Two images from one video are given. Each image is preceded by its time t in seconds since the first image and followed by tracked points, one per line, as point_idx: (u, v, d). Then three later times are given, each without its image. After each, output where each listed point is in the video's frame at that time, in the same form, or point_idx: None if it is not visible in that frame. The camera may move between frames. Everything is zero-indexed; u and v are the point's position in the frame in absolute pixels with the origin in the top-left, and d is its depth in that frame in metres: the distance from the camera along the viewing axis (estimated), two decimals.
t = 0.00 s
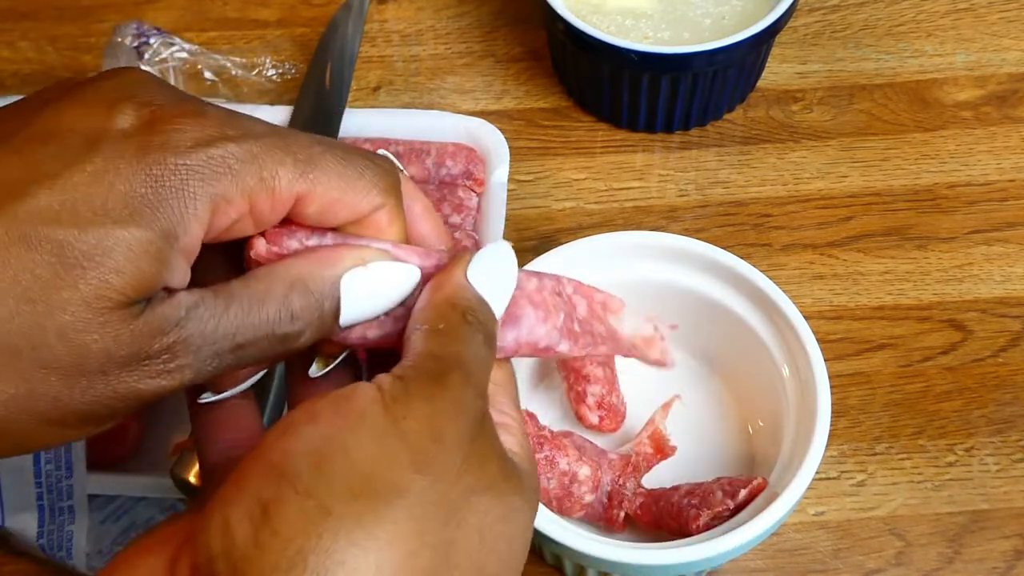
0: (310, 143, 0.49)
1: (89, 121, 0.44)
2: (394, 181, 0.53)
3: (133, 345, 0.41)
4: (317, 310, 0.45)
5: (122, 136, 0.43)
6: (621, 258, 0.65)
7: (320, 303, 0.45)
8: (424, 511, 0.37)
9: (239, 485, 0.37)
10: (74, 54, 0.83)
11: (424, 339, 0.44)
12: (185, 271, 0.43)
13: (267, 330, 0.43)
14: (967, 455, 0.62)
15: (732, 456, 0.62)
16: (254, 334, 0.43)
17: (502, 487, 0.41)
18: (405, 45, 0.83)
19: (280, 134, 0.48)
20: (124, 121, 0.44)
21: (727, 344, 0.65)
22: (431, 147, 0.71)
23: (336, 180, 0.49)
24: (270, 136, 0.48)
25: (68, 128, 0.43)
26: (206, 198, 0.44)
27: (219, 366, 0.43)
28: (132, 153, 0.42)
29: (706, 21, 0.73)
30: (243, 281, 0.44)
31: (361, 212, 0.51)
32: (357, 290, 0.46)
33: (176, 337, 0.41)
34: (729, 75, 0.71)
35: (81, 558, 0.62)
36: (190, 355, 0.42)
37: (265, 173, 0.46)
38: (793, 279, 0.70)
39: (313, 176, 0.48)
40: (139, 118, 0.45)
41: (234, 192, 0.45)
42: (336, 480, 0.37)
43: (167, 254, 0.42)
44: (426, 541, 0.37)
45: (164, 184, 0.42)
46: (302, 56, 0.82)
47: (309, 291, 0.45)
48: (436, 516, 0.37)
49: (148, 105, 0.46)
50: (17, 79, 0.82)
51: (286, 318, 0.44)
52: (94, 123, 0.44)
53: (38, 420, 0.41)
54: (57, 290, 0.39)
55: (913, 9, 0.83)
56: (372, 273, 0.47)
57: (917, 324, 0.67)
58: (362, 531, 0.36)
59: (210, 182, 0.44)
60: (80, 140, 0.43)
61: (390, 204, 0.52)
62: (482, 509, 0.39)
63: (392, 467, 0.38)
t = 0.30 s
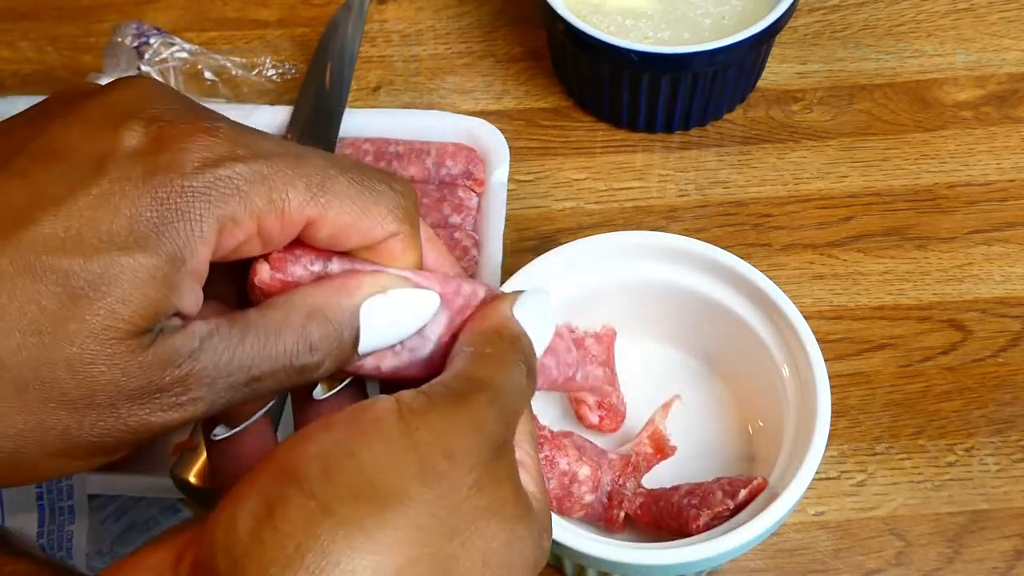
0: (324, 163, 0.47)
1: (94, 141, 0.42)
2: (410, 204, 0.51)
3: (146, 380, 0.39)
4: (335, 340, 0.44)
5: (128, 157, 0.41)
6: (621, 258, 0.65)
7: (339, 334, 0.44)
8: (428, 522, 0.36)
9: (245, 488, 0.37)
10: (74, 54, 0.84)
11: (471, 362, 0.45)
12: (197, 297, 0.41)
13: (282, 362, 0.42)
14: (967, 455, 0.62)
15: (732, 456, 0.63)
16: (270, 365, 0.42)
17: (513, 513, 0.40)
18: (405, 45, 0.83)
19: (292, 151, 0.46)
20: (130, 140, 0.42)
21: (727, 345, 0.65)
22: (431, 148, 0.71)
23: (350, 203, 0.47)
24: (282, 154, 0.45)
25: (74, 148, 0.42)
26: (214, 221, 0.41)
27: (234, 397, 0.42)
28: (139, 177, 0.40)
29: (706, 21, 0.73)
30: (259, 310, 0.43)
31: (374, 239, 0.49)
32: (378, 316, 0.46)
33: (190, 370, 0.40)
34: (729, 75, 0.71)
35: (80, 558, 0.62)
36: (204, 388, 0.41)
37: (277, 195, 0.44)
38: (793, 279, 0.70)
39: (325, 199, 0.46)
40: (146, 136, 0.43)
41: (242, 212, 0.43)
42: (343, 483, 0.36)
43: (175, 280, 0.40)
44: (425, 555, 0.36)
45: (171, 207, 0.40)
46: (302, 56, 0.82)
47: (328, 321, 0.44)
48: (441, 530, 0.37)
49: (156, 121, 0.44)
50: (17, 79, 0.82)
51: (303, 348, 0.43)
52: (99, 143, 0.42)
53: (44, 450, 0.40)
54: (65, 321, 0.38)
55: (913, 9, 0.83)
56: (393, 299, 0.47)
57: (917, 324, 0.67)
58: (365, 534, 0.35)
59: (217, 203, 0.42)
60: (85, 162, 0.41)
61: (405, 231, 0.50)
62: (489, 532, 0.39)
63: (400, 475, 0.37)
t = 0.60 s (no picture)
0: (332, 146, 0.46)
1: (110, 124, 0.42)
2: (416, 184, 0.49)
3: (160, 349, 0.41)
4: (335, 311, 0.46)
5: (144, 140, 0.41)
6: (621, 258, 0.65)
7: (338, 304, 0.46)
8: (425, 514, 0.36)
9: (229, 491, 0.35)
10: (74, 54, 0.84)
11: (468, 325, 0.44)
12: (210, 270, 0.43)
13: (288, 330, 0.45)
14: (967, 455, 0.62)
15: (732, 456, 0.63)
16: (277, 332, 0.44)
17: (495, 476, 0.40)
18: (405, 45, 0.83)
19: (301, 135, 0.45)
20: (146, 124, 0.42)
21: (727, 344, 0.65)
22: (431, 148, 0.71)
23: (355, 186, 0.46)
24: (291, 136, 0.44)
25: (91, 131, 0.42)
26: (228, 201, 0.42)
27: (242, 366, 0.44)
28: (155, 159, 0.41)
29: (706, 21, 0.73)
30: (264, 282, 0.45)
31: (378, 220, 0.47)
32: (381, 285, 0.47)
33: (202, 338, 0.42)
34: (729, 75, 0.71)
35: (80, 558, 0.62)
36: (214, 356, 0.43)
37: (286, 176, 0.43)
38: (793, 279, 0.70)
39: (330, 181, 0.45)
40: (161, 121, 0.42)
41: (255, 194, 0.43)
42: (337, 480, 0.35)
43: (191, 256, 0.41)
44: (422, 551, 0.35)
45: (186, 186, 0.41)
46: (302, 56, 0.82)
47: (328, 292, 0.46)
48: (438, 513, 0.36)
49: (168, 105, 0.43)
50: (17, 79, 0.82)
51: (308, 316, 0.45)
52: (114, 127, 0.42)
53: (63, 416, 0.41)
54: (87, 289, 0.39)
55: (913, 9, 0.83)
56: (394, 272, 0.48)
57: (917, 324, 0.67)
58: (367, 529, 0.34)
59: (231, 182, 0.42)
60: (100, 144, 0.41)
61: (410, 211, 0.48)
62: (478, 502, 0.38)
63: (391, 466, 0.36)
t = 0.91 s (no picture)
0: (332, 157, 0.47)
1: (106, 132, 0.42)
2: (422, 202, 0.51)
3: (155, 361, 0.39)
4: (340, 330, 0.45)
5: (139, 145, 0.41)
6: (621, 258, 0.65)
7: (344, 322, 0.45)
8: (457, 502, 0.37)
9: (269, 475, 0.37)
10: (74, 54, 0.83)
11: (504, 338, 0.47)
12: (206, 281, 0.42)
13: (290, 348, 0.43)
14: (967, 455, 0.62)
15: (732, 457, 0.62)
16: (278, 351, 0.42)
17: (536, 482, 0.41)
18: (405, 45, 0.83)
19: (300, 143, 0.46)
20: (141, 130, 0.42)
21: (727, 344, 0.65)
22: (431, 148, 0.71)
23: (357, 198, 0.47)
24: (290, 145, 0.45)
25: (87, 138, 0.42)
26: (221, 207, 0.42)
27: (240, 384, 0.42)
28: (149, 163, 0.40)
29: (706, 21, 0.73)
30: (267, 299, 0.43)
31: (381, 234, 0.49)
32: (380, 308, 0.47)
33: (198, 352, 0.40)
34: (729, 75, 0.71)
35: (80, 558, 0.62)
36: (211, 373, 0.41)
37: (285, 182, 0.44)
38: (793, 279, 0.70)
39: (330, 194, 0.46)
40: (157, 126, 0.42)
41: (250, 202, 0.43)
42: (372, 464, 0.37)
43: (184, 263, 0.40)
44: (452, 539, 0.36)
45: (180, 192, 0.40)
46: (302, 56, 0.82)
47: (334, 310, 0.45)
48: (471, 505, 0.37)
49: (165, 112, 0.43)
50: (17, 79, 0.82)
51: (311, 335, 0.43)
52: (109, 134, 0.42)
53: (56, 431, 0.40)
54: (76, 297, 0.38)
55: (913, 9, 0.83)
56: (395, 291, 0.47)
57: (917, 324, 0.67)
58: (400, 509, 0.35)
59: (225, 190, 0.42)
60: (96, 153, 0.41)
61: (410, 225, 0.50)
62: (516, 504, 0.39)
63: (427, 453, 0.37)
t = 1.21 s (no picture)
0: (311, 158, 0.46)
1: (79, 136, 0.42)
2: (405, 204, 0.51)
3: (135, 374, 0.40)
4: (327, 336, 0.45)
5: (112, 151, 0.41)
6: (621, 258, 0.65)
7: (331, 328, 0.45)
8: (480, 506, 0.38)
9: (299, 476, 0.39)
10: (74, 54, 0.83)
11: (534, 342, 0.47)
12: (186, 288, 0.42)
13: (273, 358, 0.43)
14: (967, 455, 0.62)
15: (732, 456, 0.62)
16: (261, 360, 0.43)
17: (563, 487, 0.42)
18: (405, 45, 0.83)
19: (279, 145, 0.46)
20: (114, 135, 0.42)
21: (727, 343, 0.65)
22: (431, 148, 0.72)
23: (338, 200, 0.47)
24: (268, 147, 0.45)
25: (58, 144, 0.42)
26: (198, 213, 0.41)
27: (224, 395, 0.43)
28: (125, 170, 0.40)
29: (706, 21, 0.73)
30: (252, 308, 0.43)
31: (364, 236, 0.49)
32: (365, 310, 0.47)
33: (179, 364, 0.41)
34: (729, 75, 0.71)
35: (81, 557, 0.62)
36: (193, 385, 0.41)
37: (264, 186, 0.44)
38: (793, 279, 0.70)
39: (310, 197, 0.45)
40: (131, 130, 0.42)
41: (228, 206, 0.42)
42: (400, 466, 0.38)
43: (162, 272, 0.40)
44: (475, 542, 0.38)
45: (155, 199, 0.40)
46: (302, 56, 0.82)
47: (320, 317, 0.45)
48: (496, 509, 0.39)
49: (139, 115, 0.43)
50: (17, 79, 0.82)
51: (296, 344, 0.44)
52: (82, 140, 0.42)
53: (39, 444, 0.40)
54: (53, 311, 0.38)
55: (913, 9, 0.83)
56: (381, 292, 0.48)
57: (917, 324, 0.67)
58: (428, 510, 0.37)
59: (202, 195, 0.41)
60: (70, 161, 0.41)
61: (394, 228, 0.50)
62: (541, 509, 0.40)
63: (453, 455, 0.39)
